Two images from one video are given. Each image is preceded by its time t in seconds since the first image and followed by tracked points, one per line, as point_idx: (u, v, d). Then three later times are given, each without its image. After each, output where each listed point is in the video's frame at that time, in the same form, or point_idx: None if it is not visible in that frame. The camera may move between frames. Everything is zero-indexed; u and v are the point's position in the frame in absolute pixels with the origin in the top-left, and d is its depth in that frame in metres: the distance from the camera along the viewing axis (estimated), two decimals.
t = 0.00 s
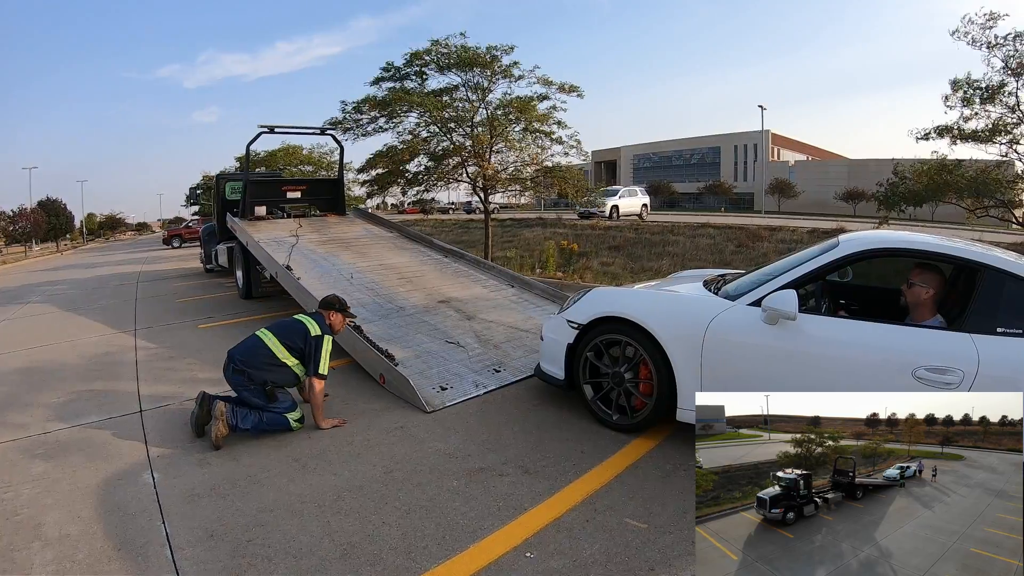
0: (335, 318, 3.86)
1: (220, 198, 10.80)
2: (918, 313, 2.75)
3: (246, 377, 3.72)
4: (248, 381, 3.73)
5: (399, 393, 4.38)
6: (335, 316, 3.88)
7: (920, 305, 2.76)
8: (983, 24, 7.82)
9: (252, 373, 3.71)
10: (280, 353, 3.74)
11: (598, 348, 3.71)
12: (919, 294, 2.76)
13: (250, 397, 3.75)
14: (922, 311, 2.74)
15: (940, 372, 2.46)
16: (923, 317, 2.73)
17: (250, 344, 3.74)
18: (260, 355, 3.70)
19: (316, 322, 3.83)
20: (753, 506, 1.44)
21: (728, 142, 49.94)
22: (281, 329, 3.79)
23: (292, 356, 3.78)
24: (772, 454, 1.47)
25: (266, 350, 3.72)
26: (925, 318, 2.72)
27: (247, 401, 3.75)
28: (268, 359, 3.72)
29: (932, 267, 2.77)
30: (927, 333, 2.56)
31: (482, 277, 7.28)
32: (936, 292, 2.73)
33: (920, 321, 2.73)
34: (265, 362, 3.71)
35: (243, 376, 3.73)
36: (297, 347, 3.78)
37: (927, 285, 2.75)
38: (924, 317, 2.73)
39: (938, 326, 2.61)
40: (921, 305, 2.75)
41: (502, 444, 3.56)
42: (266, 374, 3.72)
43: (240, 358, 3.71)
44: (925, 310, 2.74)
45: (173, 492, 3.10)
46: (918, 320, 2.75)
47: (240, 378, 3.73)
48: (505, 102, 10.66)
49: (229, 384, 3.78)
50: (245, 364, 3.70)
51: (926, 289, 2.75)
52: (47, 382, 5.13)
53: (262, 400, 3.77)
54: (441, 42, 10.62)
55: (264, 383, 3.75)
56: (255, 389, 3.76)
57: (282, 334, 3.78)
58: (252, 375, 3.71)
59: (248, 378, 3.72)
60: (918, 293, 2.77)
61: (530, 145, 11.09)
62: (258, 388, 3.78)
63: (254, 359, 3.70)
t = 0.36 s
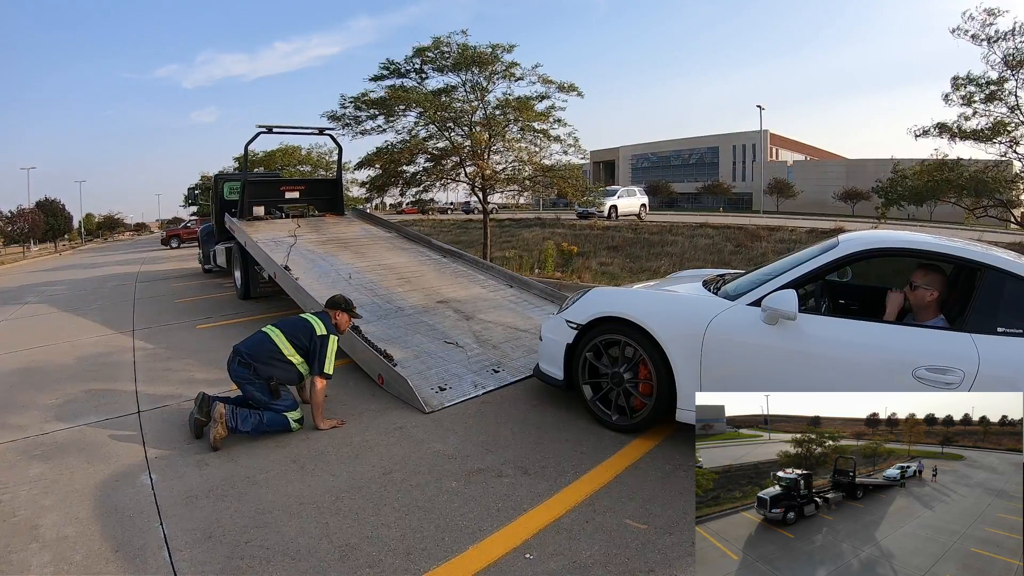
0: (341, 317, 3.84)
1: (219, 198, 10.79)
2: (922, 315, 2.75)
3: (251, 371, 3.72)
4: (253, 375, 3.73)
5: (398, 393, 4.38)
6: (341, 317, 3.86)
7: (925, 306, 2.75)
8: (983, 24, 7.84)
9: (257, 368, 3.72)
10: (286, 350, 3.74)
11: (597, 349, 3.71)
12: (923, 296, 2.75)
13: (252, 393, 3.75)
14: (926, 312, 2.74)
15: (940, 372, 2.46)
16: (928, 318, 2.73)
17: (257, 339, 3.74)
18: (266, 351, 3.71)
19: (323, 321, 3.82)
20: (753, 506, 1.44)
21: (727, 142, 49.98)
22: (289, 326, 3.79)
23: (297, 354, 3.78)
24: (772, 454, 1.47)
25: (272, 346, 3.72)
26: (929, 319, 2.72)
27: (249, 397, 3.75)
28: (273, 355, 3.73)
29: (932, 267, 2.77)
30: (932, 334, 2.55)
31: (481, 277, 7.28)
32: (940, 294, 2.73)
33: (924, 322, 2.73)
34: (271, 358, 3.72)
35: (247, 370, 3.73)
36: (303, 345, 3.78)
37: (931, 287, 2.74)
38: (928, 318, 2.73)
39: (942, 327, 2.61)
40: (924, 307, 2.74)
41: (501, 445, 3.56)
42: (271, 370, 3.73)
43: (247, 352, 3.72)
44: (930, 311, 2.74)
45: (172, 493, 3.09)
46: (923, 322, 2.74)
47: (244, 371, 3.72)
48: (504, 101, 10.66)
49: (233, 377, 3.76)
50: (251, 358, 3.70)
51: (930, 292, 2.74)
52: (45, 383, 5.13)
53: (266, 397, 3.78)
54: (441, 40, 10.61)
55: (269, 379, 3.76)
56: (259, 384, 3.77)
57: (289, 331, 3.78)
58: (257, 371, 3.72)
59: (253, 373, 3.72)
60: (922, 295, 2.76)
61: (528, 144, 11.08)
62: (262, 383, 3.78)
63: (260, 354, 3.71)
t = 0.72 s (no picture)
0: (342, 316, 3.84)
1: (217, 198, 10.79)
2: (920, 315, 2.75)
3: (252, 370, 3.71)
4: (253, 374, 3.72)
5: (396, 393, 4.37)
6: (342, 317, 3.85)
7: (923, 306, 2.75)
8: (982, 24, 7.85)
9: (258, 367, 3.72)
10: (286, 349, 3.74)
11: (596, 349, 3.70)
12: (922, 296, 2.76)
13: (253, 393, 3.73)
14: (924, 313, 2.74)
15: (939, 372, 2.47)
16: (925, 318, 2.73)
17: (258, 338, 3.75)
18: (267, 350, 3.72)
19: (324, 321, 3.82)
20: (753, 506, 1.44)
21: (726, 143, 50.04)
22: (290, 326, 3.80)
23: (298, 354, 3.78)
24: (772, 454, 1.47)
25: (273, 346, 3.73)
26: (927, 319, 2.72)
27: (248, 396, 3.74)
28: (274, 354, 3.73)
29: (933, 267, 2.77)
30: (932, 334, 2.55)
31: (480, 277, 7.28)
32: (939, 295, 2.73)
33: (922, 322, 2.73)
34: (271, 357, 3.72)
35: (248, 369, 3.72)
36: (304, 345, 3.78)
37: (929, 288, 2.75)
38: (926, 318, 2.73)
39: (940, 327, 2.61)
40: (922, 307, 2.75)
41: (500, 445, 3.56)
42: (271, 369, 3.73)
43: (248, 351, 3.72)
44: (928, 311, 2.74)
45: (170, 494, 3.08)
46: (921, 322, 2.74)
47: (244, 370, 3.71)
48: (503, 101, 10.65)
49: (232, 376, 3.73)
50: (252, 357, 3.71)
51: (928, 292, 2.75)
52: (43, 383, 5.12)
53: (265, 396, 3.78)
54: (439, 41, 10.60)
55: (269, 378, 3.76)
56: (259, 383, 3.76)
57: (290, 330, 3.78)
58: (258, 369, 3.72)
59: (253, 371, 3.72)
60: (921, 295, 2.77)
61: (527, 144, 11.08)
62: (262, 383, 3.78)
63: (260, 353, 3.71)
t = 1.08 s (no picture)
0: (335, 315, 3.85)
1: (216, 199, 10.78)
2: (917, 316, 2.76)
3: (245, 375, 3.72)
4: (248, 380, 3.73)
5: (397, 393, 4.37)
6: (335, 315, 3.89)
7: (921, 307, 2.76)
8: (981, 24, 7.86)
9: (253, 371, 3.72)
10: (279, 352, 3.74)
11: (596, 349, 3.71)
12: (918, 297, 2.78)
13: (249, 396, 3.73)
14: (921, 314, 2.75)
15: (939, 372, 2.47)
16: (923, 319, 2.73)
17: (250, 344, 3.75)
18: (260, 355, 3.72)
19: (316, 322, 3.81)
20: (753, 506, 1.44)
21: (725, 142, 50.08)
22: (282, 329, 3.80)
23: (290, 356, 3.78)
24: (772, 454, 1.47)
25: (265, 350, 3.74)
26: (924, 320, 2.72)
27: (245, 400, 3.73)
28: (267, 358, 3.73)
29: (932, 267, 2.77)
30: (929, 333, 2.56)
31: (479, 277, 7.29)
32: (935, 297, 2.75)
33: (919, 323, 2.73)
34: (265, 361, 3.73)
35: (242, 375, 3.73)
36: (297, 347, 3.78)
37: (925, 289, 2.77)
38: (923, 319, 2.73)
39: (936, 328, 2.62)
40: (919, 308, 2.76)
41: (500, 445, 3.56)
42: (265, 373, 3.74)
43: (241, 356, 3.72)
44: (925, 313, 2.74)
45: (170, 495, 3.08)
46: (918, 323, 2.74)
47: (239, 376, 3.72)
48: (502, 101, 10.66)
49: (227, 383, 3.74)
50: (246, 363, 3.71)
51: (924, 294, 2.76)
52: (42, 384, 5.11)
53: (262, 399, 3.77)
54: (438, 41, 10.60)
55: (264, 382, 3.76)
56: (254, 388, 3.76)
57: (282, 333, 3.78)
58: (252, 374, 3.72)
59: (248, 377, 3.72)
60: (917, 297, 2.78)
61: (526, 144, 11.08)
62: (258, 387, 3.77)
63: (253, 358, 3.72)
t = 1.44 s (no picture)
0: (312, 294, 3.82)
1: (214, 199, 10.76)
2: (916, 315, 2.75)
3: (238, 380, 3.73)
4: (242, 387, 3.75)
5: (396, 393, 4.37)
6: (315, 292, 3.88)
7: (918, 306, 2.76)
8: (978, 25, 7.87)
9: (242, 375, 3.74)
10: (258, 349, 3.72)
11: (595, 349, 3.71)
12: (915, 296, 2.77)
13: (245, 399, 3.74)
14: (919, 313, 2.75)
15: (939, 371, 2.47)
16: (922, 318, 2.73)
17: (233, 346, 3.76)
18: (245, 360, 3.73)
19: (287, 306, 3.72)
20: (753, 506, 1.43)
21: (723, 142, 50.11)
22: (256, 326, 3.74)
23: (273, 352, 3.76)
24: (772, 454, 1.47)
25: (248, 353, 3.73)
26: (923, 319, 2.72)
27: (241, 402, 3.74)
28: (251, 357, 3.73)
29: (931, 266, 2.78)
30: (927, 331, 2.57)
31: (478, 277, 7.28)
32: (932, 296, 2.75)
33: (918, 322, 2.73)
34: (250, 361, 3.73)
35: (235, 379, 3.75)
36: (275, 341, 3.74)
37: (922, 288, 2.77)
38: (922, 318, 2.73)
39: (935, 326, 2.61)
40: (917, 307, 2.75)
41: (499, 445, 3.56)
42: (256, 377, 3.76)
43: (229, 364, 3.74)
44: (924, 312, 2.74)
45: (169, 495, 3.07)
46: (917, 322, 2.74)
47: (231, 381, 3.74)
48: (501, 101, 10.66)
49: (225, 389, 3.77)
50: (235, 370, 3.72)
51: (921, 293, 2.76)
52: (39, 384, 5.09)
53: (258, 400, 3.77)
54: (437, 40, 10.60)
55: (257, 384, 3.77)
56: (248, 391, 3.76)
57: (258, 331, 3.74)
58: (244, 381, 3.75)
59: (241, 384, 3.74)
60: (914, 296, 2.78)
61: (524, 144, 11.08)
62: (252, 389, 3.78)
63: (240, 364, 3.73)
